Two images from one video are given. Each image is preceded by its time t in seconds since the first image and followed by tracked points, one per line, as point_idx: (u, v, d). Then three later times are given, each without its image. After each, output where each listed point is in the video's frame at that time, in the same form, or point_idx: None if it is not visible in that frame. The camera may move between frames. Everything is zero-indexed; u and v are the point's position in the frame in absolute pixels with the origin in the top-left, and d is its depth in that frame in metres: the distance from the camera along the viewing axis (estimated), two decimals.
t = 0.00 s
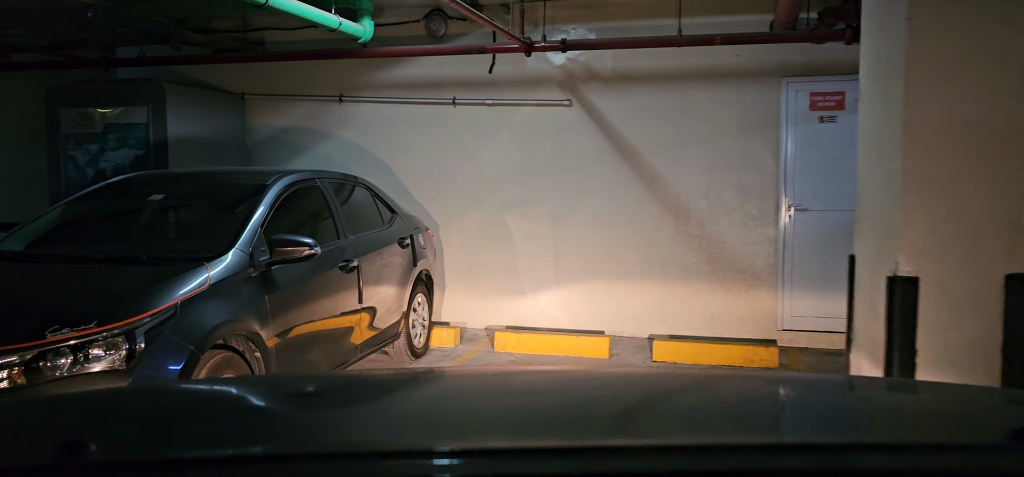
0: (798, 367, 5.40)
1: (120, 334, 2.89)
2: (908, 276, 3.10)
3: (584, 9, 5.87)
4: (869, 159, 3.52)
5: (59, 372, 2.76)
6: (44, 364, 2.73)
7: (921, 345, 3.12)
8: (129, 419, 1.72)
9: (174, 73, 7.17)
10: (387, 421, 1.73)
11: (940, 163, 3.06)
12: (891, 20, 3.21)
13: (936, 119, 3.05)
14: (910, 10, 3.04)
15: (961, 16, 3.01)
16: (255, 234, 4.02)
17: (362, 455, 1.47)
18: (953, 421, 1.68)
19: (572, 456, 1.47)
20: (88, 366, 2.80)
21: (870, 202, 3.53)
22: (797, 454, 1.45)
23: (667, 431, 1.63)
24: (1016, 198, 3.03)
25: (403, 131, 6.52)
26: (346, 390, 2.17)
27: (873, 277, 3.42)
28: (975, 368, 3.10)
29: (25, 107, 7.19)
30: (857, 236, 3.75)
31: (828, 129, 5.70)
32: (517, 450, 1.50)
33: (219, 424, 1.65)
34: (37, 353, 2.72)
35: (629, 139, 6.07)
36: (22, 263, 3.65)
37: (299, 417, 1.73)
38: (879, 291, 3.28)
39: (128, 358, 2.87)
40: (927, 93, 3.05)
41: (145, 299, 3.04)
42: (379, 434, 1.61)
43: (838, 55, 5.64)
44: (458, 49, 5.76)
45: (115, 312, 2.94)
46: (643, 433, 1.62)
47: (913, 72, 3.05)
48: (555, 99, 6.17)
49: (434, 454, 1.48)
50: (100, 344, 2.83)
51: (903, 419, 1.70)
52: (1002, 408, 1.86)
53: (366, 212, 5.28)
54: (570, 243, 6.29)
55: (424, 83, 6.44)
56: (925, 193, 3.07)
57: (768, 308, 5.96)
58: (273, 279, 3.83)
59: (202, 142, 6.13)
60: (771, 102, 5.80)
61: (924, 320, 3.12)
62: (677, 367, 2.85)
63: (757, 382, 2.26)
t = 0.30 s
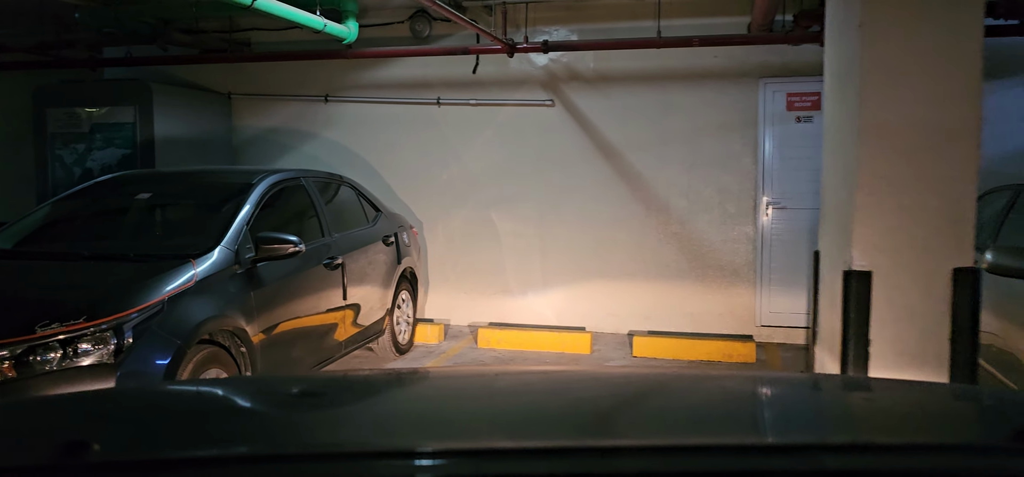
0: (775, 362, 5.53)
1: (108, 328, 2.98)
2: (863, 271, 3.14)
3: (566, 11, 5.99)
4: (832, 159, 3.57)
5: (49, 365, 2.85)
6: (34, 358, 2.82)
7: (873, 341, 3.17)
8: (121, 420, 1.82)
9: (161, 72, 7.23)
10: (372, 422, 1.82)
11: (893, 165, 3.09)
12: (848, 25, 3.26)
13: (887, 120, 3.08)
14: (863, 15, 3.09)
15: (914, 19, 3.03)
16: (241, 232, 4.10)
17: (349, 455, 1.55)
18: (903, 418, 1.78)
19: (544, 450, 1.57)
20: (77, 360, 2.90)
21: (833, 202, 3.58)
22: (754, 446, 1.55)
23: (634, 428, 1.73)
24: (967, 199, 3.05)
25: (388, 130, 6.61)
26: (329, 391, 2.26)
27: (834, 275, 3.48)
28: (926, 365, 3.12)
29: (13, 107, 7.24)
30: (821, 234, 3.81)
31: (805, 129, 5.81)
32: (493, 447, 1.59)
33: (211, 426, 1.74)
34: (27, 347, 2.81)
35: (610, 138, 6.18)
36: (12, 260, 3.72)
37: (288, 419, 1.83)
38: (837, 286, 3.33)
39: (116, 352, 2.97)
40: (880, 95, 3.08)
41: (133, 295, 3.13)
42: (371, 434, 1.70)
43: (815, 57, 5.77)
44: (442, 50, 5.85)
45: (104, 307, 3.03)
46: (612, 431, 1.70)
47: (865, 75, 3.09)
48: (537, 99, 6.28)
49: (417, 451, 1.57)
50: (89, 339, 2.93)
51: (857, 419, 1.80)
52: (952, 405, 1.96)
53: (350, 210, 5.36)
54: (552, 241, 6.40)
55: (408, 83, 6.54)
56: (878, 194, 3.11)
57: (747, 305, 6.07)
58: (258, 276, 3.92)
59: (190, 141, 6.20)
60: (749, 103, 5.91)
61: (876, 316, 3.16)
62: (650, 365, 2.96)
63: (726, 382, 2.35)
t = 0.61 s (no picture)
0: (750, 357, 5.64)
1: (92, 324, 3.07)
2: (815, 266, 2.97)
3: (545, 13, 6.10)
4: (792, 155, 3.45)
5: (34, 360, 2.95)
6: (19, 352, 2.92)
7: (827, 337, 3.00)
8: (102, 422, 1.90)
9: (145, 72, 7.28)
10: (365, 425, 1.84)
11: (843, 156, 2.92)
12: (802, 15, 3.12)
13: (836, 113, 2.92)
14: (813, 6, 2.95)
15: (863, 7, 2.88)
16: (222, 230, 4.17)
17: (333, 458, 1.55)
18: (854, 417, 1.87)
19: (519, 445, 1.62)
20: (62, 355, 2.99)
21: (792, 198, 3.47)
22: (736, 444, 1.57)
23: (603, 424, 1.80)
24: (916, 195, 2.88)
25: (370, 130, 6.69)
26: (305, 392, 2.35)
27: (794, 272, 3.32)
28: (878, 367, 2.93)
29: None
30: (784, 231, 3.73)
31: (779, 128, 5.91)
32: (475, 445, 1.62)
33: (203, 428, 1.83)
34: (12, 342, 2.92)
35: (589, 137, 6.28)
36: None
37: (274, 420, 1.92)
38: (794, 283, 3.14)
39: (99, 347, 3.06)
40: (828, 85, 2.93)
41: (116, 291, 3.22)
42: (367, 438, 1.69)
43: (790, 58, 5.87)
44: (423, 51, 5.94)
45: (87, 303, 3.12)
46: (586, 428, 1.76)
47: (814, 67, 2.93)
48: (517, 99, 6.37)
49: (398, 451, 1.59)
50: (73, 334, 3.02)
51: (810, 419, 1.88)
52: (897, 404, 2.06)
53: (331, 210, 5.43)
54: (532, 238, 6.50)
55: (390, 83, 6.63)
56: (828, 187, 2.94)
57: (724, 301, 6.17)
58: (240, 273, 3.99)
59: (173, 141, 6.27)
60: (725, 103, 6.01)
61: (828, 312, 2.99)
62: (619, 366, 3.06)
63: (687, 383, 2.44)
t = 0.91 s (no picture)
0: (710, 352, 5.80)
1: (62, 320, 3.16)
2: (754, 259, 2.85)
3: (512, 16, 6.22)
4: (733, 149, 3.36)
5: (5, 355, 3.05)
6: None
7: (764, 333, 2.88)
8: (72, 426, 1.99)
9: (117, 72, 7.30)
10: (329, 426, 1.95)
11: (783, 142, 2.79)
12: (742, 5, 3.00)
13: (775, 96, 2.79)
14: None
15: None
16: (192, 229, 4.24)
17: (306, 459, 1.67)
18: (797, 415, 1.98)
19: (521, 445, 1.73)
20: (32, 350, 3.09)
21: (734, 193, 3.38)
22: (671, 443, 1.71)
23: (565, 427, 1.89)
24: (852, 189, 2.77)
25: (340, 129, 6.78)
26: (284, 394, 2.44)
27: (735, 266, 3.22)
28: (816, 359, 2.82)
29: None
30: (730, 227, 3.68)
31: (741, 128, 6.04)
32: (438, 445, 1.73)
33: (169, 429, 1.92)
34: None
35: (555, 137, 6.40)
36: None
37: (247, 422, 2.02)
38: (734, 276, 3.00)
39: (68, 343, 3.15)
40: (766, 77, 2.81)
41: (85, 289, 3.30)
42: (341, 440, 1.80)
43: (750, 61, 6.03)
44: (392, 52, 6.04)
45: (57, 300, 3.21)
46: (545, 429, 1.86)
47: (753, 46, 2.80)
48: (485, 99, 6.48)
49: (368, 452, 1.70)
50: (43, 330, 3.11)
51: (752, 415, 2.00)
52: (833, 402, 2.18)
53: (301, 208, 5.50)
54: (499, 236, 6.61)
55: (359, 83, 6.71)
56: (766, 174, 2.81)
57: (687, 297, 6.32)
58: (210, 271, 4.06)
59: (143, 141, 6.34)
60: (687, 104, 6.16)
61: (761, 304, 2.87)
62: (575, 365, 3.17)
63: (636, 381, 2.56)
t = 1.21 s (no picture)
0: (671, 348, 5.94)
1: (27, 317, 3.22)
2: (695, 255, 2.90)
3: (477, 19, 6.35)
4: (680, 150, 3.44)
5: None
6: None
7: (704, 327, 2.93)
8: (39, 422, 2.08)
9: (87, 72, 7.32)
10: (295, 426, 1.98)
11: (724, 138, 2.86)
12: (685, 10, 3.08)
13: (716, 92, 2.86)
14: None
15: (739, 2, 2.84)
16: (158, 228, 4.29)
17: (273, 462, 1.68)
18: (747, 414, 2.05)
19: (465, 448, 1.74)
20: None
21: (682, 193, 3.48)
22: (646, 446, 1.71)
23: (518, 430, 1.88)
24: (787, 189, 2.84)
25: (307, 130, 6.85)
26: (271, 397, 2.38)
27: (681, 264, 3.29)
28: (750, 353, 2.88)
29: None
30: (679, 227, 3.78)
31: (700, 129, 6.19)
32: (408, 448, 1.74)
33: (131, 424, 2.01)
34: None
35: (520, 138, 6.52)
36: None
37: (214, 422, 2.06)
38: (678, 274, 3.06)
39: (34, 341, 3.22)
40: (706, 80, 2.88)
41: (51, 287, 3.36)
42: (308, 442, 1.82)
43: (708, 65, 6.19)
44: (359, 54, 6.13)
45: (23, 298, 3.27)
46: (515, 431, 1.86)
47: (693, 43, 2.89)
48: (451, 101, 6.59)
49: (333, 454, 1.71)
50: (9, 328, 3.18)
51: (704, 413, 2.07)
52: (778, 399, 2.28)
53: (268, 209, 5.55)
54: (465, 235, 6.70)
55: (326, 84, 6.78)
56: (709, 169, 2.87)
57: (649, 295, 6.44)
58: (175, 269, 4.11)
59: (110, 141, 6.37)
60: (649, 106, 6.29)
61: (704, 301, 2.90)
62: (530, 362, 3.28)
63: (586, 376, 2.67)
